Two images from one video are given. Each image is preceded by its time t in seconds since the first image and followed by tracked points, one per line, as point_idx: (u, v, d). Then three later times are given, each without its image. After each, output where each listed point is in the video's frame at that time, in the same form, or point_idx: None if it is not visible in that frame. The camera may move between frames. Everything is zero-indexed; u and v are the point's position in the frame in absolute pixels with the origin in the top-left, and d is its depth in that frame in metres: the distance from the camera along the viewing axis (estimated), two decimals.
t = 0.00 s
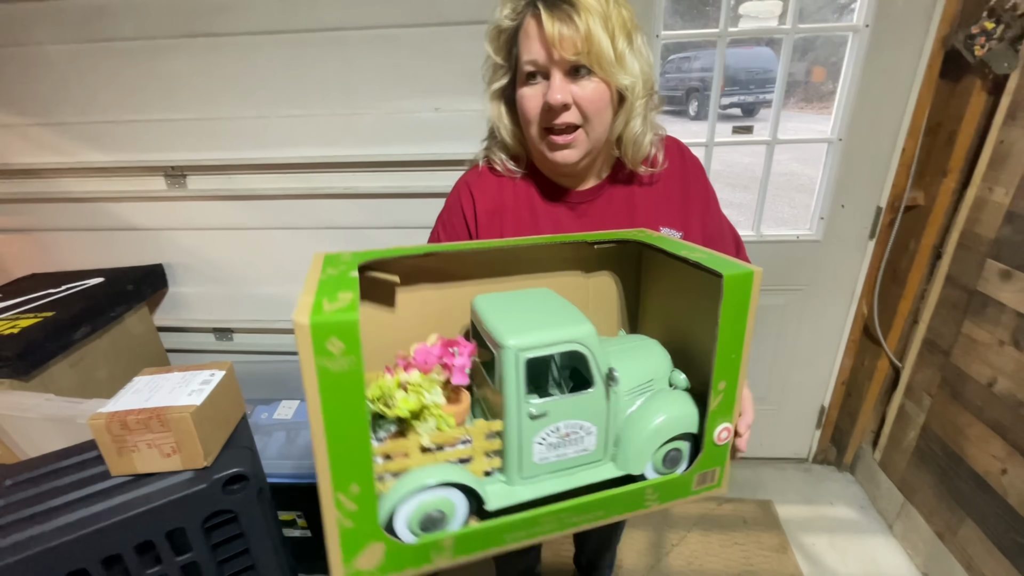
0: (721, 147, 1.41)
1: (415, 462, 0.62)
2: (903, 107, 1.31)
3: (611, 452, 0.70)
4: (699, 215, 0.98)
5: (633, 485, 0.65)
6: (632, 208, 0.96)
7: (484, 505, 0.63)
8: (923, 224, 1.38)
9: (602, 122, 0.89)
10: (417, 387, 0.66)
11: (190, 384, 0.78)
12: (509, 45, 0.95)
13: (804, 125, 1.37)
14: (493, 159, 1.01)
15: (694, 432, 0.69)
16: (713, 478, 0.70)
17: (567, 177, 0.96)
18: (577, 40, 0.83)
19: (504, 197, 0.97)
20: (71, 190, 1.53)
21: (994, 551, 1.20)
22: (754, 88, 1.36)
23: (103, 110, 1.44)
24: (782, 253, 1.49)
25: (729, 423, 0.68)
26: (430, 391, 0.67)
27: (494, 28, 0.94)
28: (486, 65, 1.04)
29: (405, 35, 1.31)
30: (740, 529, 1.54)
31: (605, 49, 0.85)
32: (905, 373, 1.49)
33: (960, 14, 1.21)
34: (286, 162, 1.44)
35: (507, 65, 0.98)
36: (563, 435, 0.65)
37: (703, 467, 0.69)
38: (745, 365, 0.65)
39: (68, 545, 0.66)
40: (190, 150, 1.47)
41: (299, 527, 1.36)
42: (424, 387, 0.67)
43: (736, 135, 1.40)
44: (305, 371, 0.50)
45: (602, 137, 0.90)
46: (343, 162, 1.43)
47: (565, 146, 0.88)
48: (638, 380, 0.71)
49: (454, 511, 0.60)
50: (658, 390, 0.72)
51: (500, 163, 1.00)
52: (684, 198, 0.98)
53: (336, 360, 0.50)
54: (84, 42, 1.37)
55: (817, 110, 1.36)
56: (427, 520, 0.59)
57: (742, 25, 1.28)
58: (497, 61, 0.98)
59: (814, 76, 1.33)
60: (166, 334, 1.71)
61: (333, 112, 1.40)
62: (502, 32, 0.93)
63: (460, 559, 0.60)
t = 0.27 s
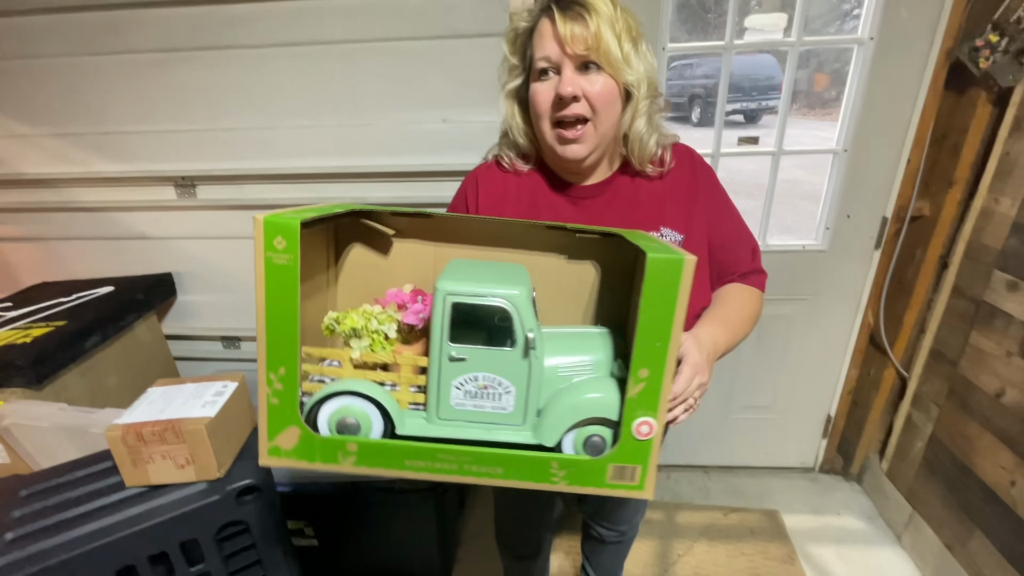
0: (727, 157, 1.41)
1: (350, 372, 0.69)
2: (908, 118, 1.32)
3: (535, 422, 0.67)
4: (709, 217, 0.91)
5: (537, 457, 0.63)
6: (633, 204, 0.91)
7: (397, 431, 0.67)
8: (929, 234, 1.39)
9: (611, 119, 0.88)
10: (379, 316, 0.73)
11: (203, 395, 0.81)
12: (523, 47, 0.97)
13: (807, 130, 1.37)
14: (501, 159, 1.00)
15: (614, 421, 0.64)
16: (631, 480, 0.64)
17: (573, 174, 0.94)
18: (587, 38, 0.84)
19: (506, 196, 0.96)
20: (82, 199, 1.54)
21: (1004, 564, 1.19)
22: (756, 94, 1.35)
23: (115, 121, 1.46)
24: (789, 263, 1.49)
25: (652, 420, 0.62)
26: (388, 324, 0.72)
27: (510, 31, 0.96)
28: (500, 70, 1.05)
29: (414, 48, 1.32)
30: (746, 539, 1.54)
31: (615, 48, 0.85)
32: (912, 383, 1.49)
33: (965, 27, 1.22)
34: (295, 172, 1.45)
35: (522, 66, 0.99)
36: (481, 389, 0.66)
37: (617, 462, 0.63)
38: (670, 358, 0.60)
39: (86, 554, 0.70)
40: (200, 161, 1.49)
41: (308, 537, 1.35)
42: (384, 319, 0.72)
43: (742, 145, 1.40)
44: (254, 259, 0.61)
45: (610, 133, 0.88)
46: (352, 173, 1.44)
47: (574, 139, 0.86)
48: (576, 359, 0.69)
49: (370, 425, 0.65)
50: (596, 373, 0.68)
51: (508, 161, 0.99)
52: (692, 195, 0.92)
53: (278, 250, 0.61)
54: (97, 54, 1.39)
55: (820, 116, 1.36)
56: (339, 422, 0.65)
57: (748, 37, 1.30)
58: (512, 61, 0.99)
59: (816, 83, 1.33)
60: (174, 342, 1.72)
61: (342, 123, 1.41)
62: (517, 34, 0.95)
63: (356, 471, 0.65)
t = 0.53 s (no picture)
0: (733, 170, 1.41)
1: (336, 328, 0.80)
2: (914, 132, 1.33)
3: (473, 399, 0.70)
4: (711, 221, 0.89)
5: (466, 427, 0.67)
6: (633, 209, 0.89)
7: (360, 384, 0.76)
8: (935, 247, 1.39)
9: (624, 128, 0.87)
10: (367, 286, 0.80)
11: (214, 411, 0.84)
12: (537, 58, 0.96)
13: (810, 139, 1.37)
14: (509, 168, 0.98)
15: (536, 406, 0.65)
16: (549, 468, 0.64)
17: (580, 179, 0.92)
18: (604, 50, 0.84)
19: (509, 200, 0.96)
20: (91, 212, 1.55)
21: None
22: (759, 102, 1.35)
23: (125, 135, 1.48)
24: (795, 275, 1.49)
25: (568, 409, 0.62)
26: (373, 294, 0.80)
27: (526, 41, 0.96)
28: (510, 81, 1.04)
29: (421, 63, 1.34)
30: (753, 553, 1.53)
31: (629, 60, 0.86)
32: (919, 396, 1.48)
33: (970, 43, 1.23)
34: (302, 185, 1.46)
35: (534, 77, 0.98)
36: (427, 357, 0.71)
37: (535, 446, 0.64)
38: (587, 350, 0.61)
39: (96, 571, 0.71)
40: (209, 174, 1.50)
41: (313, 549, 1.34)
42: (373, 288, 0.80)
43: (746, 158, 1.40)
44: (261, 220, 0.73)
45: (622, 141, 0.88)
46: (359, 186, 1.45)
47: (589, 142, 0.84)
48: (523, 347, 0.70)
49: (337, 374, 0.74)
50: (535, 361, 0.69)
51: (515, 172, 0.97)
52: (693, 202, 0.90)
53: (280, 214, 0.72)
54: (109, 70, 1.41)
55: (823, 123, 1.35)
56: (313, 368, 0.75)
57: (753, 52, 1.30)
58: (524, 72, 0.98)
59: (820, 89, 1.32)
60: (180, 352, 1.72)
61: (350, 137, 1.43)
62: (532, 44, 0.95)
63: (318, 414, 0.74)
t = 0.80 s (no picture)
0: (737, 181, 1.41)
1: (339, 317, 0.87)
2: (918, 143, 1.32)
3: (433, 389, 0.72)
4: (711, 230, 0.88)
5: (414, 415, 0.68)
6: (633, 216, 0.89)
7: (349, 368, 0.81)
8: (942, 259, 1.38)
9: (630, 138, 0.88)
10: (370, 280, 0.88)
11: (217, 424, 0.84)
12: (543, 71, 0.97)
13: (813, 147, 1.36)
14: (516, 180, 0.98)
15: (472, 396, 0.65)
16: (480, 461, 0.62)
17: (583, 188, 0.92)
18: (611, 64, 0.85)
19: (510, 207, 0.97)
20: (98, 221, 1.56)
21: None
22: (762, 111, 1.35)
23: (133, 145, 1.49)
24: (800, 286, 1.48)
25: (493, 407, 0.60)
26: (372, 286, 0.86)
27: (532, 55, 0.96)
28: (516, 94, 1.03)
29: (425, 74, 1.35)
30: (759, 567, 1.50)
31: (634, 73, 0.87)
32: (927, 409, 1.47)
33: (975, 55, 1.23)
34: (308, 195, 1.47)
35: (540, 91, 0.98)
36: (398, 347, 0.75)
37: (469, 440, 0.63)
38: (510, 351, 0.58)
39: None
40: (215, 184, 1.51)
41: (313, 560, 1.35)
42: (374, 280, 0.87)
43: (752, 169, 1.40)
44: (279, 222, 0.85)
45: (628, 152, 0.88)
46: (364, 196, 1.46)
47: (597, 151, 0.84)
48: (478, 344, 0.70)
49: (331, 356, 0.82)
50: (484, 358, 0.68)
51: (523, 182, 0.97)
52: (693, 209, 0.89)
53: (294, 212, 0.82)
54: (118, 81, 1.42)
55: (826, 131, 1.35)
56: (318, 351, 0.84)
57: (757, 64, 1.31)
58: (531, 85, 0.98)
59: (823, 97, 1.32)
60: (185, 361, 1.73)
61: (355, 148, 1.43)
62: (539, 58, 0.95)
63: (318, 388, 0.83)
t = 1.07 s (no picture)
0: (741, 190, 1.41)
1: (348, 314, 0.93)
2: (923, 152, 1.32)
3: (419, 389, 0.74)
4: (713, 238, 0.88)
5: (398, 412, 0.72)
6: (634, 224, 0.89)
7: (349, 361, 0.87)
8: (948, 267, 1.37)
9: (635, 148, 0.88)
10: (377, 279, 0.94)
11: (220, 432, 0.84)
12: (547, 83, 0.97)
13: (817, 155, 1.36)
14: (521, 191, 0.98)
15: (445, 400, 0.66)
16: (449, 465, 0.63)
17: (588, 198, 0.92)
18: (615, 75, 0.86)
19: (514, 215, 0.98)
20: (104, 228, 1.57)
21: None
22: (765, 117, 1.35)
23: (140, 153, 1.51)
24: (805, 295, 1.48)
25: (462, 413, 0.61)
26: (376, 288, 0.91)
27: (535, 67, 0.96)
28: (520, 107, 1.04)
29: (430, 83, 1.36)
30: None
31: (638, 84, 0.87)
32: (935, 419, 1.45)
33: (979, 63, 1.23)
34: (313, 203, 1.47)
35: (544, 102, 0.98)
36: (392, 346, 0.79)
37: (442, 443, 0.64)
38: (477, 363, 0.58)
39: None
40: (221, 191, 1.52)
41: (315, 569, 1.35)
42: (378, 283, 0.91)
43: (756, 177, 1.40)
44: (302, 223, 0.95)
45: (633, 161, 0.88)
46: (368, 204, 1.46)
47: (602, 161, 0.84)
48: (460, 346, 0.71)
49: (337, 349, 0.89)
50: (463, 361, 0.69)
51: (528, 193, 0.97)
52: (695, 219, 0.89)
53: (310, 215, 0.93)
54: (125, 89, 1.44)
55: (830, 139, 1.35)
56: (328, 343, 0.91)
57: (761, 73, 1.31)
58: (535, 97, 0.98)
59: (827, 105, 1.32)
60: (189, 368, 1.73)
61: (360, 156, 1.44)
62: (543, 70, 0.95)
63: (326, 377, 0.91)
